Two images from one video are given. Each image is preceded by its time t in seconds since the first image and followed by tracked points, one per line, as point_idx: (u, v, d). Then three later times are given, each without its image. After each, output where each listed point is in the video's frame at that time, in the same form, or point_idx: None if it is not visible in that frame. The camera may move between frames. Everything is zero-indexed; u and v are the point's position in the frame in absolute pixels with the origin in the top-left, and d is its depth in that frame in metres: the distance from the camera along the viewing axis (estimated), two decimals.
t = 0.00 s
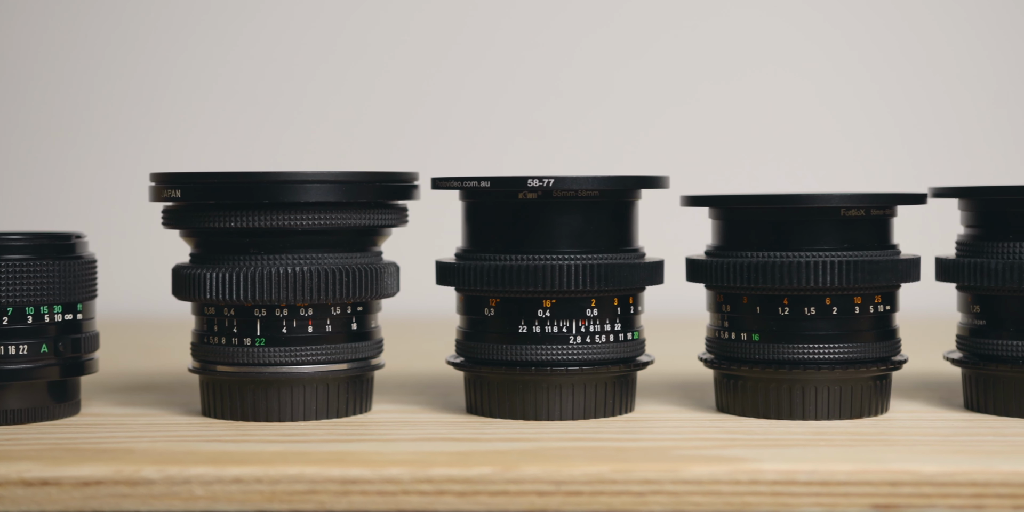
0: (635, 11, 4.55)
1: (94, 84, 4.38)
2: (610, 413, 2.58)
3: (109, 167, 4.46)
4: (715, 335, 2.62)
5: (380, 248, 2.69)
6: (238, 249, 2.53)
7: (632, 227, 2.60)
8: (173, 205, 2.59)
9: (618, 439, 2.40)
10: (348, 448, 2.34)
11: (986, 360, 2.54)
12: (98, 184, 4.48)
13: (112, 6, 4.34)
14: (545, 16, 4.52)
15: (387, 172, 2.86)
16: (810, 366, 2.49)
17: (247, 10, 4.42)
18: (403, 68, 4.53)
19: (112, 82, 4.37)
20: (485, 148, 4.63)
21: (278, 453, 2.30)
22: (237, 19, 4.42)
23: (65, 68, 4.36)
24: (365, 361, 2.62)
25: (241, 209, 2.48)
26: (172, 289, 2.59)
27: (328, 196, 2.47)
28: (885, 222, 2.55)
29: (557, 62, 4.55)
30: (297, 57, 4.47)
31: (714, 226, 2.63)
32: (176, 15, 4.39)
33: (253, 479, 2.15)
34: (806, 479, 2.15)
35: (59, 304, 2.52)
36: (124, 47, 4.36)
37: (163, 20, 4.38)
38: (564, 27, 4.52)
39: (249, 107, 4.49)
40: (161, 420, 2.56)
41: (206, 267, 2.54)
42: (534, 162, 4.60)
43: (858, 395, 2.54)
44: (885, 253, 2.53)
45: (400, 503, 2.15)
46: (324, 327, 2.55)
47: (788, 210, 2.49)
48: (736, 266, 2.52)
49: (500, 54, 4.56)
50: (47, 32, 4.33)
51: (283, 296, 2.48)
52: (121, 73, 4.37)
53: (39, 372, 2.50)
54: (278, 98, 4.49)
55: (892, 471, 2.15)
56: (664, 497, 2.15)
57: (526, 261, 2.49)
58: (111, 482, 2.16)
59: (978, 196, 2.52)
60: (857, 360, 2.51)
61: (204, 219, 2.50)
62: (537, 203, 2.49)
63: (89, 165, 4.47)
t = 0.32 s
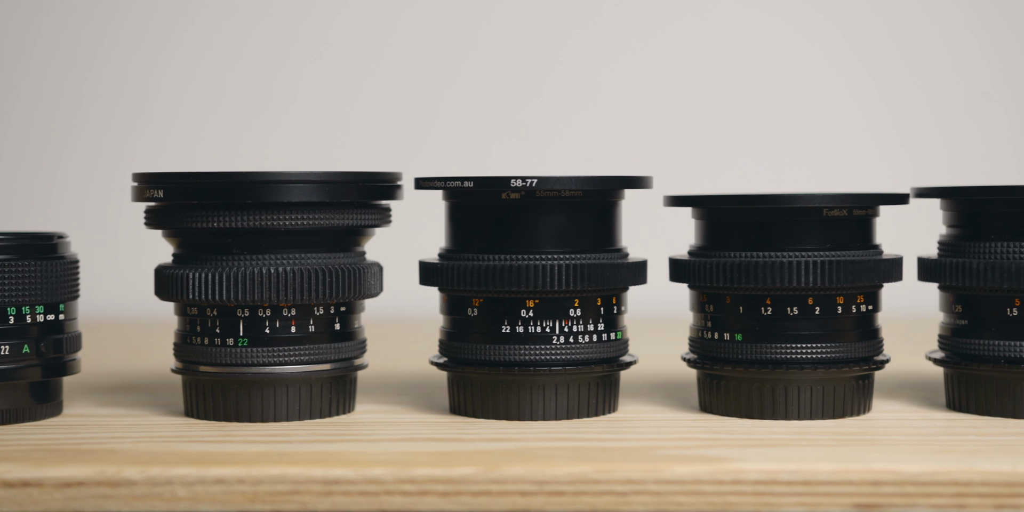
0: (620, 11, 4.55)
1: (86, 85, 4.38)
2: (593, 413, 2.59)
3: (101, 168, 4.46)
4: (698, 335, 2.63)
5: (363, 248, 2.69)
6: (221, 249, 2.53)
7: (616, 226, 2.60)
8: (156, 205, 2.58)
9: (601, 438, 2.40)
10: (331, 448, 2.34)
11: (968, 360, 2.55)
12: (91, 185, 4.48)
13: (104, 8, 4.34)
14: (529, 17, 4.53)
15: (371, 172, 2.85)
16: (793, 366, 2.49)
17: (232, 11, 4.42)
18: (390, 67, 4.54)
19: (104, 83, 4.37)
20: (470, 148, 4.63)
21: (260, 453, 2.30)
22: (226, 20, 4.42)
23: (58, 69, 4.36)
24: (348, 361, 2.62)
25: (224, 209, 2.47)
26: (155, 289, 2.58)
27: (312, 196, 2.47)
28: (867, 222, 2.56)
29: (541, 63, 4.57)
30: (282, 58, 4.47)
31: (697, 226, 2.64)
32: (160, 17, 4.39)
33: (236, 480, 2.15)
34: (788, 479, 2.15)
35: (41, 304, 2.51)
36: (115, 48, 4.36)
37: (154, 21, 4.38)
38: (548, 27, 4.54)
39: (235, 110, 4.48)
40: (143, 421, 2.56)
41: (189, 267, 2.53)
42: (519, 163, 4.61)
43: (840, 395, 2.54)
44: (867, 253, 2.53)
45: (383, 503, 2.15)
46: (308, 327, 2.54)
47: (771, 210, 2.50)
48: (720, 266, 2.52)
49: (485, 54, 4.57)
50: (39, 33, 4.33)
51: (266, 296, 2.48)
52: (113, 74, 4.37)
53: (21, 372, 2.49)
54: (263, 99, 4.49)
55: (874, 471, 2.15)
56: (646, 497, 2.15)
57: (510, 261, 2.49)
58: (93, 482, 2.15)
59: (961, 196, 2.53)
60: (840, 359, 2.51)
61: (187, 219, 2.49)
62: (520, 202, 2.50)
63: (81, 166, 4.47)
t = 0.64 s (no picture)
0: (604, 11, 4.57)
1: (79, 86, 4.39)
2: (576, 413, 2.59)
3: (92, 168, 4.45)
4: (681, 335, 2.63)
5: (345, 248, 2.69)
6: (203, 249, 2.52)
7: (598, 227, 2.61)
8: (137, 205, 2.57)
9: (583, 438, 2.40)
10: (313, 449, 2.34)
11: (949, 359, 2.55)
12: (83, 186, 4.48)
13: (97, 10, 4.34)
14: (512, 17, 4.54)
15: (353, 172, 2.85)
16: (775, 365, 2.49)
17: (213, 12, 4.42)
18: (376, 67, 4.55)
19: (96, 85, 4.38)
20: (453, 148, 4.63)
21: (242, 454, 2.29)
22: (215, 20, 4.41)
23: (51, 71, 4.37)
24: (331, 361, 2.62)
25: (205, 209, 2.47)
26: (137, 289, 2.58)
27: (293, 196, 2.46)
28: (849, 222, 2.56)
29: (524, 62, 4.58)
30: (266, 58, 4.47)
31: (680, 226, 2.64)
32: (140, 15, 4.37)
33: (217, 480, 2.15)
34: (770, 478, 2.15)
35: (22, 304, 2.51)
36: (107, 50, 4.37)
37: (138, 21, 4.37)
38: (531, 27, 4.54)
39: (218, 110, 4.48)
40: (125, 421, 2.55)
41: (170, 267, 2.53)
42: (503, 163, 4.61)
43: (822, 394, 2.55)
44: (849, 252, 2.54)
45: (365, 503, 2.15)
46: (290, 327, 2.54)
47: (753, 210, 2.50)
48: (702, 266, 2.52)
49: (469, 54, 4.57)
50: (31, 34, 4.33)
51: (248, 297, 2.47)
52: (102, 75, 4.37)
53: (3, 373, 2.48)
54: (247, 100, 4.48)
55: (855, 471, 2.15)
56: (629, 496, 2.15)
57: (492, 261, 2.49)
58: (73, 483, 2.14)
59: (942, 195, 2.54)
60: (822, 359, 2.52)
61: (168, 219, 2.49)
62: (503, 202, 2.50)
63: (71, 167, 4.46)
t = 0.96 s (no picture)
0: (588, 12, 4.57)
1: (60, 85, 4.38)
2: (559, 413, 2.59)
3: (73, 168, 4.44)
4: (663, 335, 2.63)
5: (327, 248, 2.68)
6: (184, 249, 2.52)
7: (581, 226, 2.61)
8: (119, 205, 2.57)
9: (565, 438, 2.40)
10: (295, 449, 2.33)
11: (930, 359, 2.56)
12: (76, 187, 4.48)
13: (81, 8, 4.34)
14: (496, 17, 4.54)
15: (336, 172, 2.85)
16: (757, 365, 2.50)
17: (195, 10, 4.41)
18: (359, 67, 4.55)
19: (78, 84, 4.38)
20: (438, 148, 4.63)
21: (223, 454, 2.29)
22: (206, 20, 4.40)
23: (45, 71, 4.36)
24: (313, 362, 2.62)
25: (187, 209, 2.46)
26: (118, 290, 2.57)
27: (275, 196, 2.46)
28: (831, 222, 2.57)
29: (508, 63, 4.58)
30: (249, 59, 4.47)
31: (662, 226, 2.64)
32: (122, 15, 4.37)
33: (198, 481, 2.14)
34: (751, 477, 2.15)
35: (4, 305, 2.50)
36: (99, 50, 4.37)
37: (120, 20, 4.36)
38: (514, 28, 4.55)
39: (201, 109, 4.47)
40: (107, 422, 2.54)
41: (152, 268, 2.52)
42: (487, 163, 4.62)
43: (804, 394, 2.55)
44: (831, 252, 2.54)
45: (346, 504, 2.14)
46: (272, 327, 2.54)
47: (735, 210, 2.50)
48: (684, 266, 2.53)
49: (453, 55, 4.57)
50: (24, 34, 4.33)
51: (230, 297, 2.47)
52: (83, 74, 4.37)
53: None
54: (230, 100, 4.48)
55: (836, 470, 2.16)
56: (610, 496, 2.15)
57: (474, 261, 2.49)
58: (53, 484, 2.14)
59: (922, 196, 2.54)
60: (804, 359, 2.52)
61: (150, 219, 2.48)
62: (485, 202, 2.50)
63: (61, 168, 4.46)
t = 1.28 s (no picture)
0: (571, 12, 4.58)
1: (38, 83, 4.37)
2: (540, 413, 2.59)
3: (52, 166, 4.43)
4: (645, 335, 2.63)
5: (309, 248, 2.68)
6: (165, 249, 2.51)
7: (562, 226, 2.61)
8: (99, 205, 2.56)
9: (546, 438, 2.40)
10: (275, 449, 2.33)
11: (911, 358, 2.57)
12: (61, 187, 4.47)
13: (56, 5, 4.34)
14: (479, 18, 4.55)
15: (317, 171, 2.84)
16: (738, 365, 2.50)
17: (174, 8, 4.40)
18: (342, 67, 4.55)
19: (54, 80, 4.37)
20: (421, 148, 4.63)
21: (204, 454, 2.28)
22: (196, 20, 4.40)
23: (38, 72, 4.37)
24: (294, 362, 2.61)
25: (168, 208, 2.46)
26: (99, 290, 2.57)
27: (256, 196, 2.46)
28: (812, 222, 2.58)
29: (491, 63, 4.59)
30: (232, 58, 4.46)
31: (644, 226, 2.64)
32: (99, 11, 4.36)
33: (179, 481, 2.13)
34: (732, 477, 2.15)
35: None
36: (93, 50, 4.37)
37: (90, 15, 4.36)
38: (497, 29, 4.55)
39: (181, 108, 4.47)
40: (86, 423, 2.54)
41: (132, 268, 2.52)
42: (470, 163, 4.62)
43: (785, 394, 2.56)
44: (812, 252, 2.55)
45: (327, 504, 2.14)
46: (253, 328, 2.53)
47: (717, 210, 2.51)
48: (665, 265, 2.53)
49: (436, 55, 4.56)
50: (17, 35, 4.33)
51: (211, 297, 2.46)
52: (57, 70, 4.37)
53: None
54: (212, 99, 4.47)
55: (816, 469, 2.16)
56: (591, 496, 2.15)
57: (455, 261, 2.49)
58: (32, 485, 2.13)
59: (904, 196, 2.55)
60: (785, 358, 2.53)
61: (130, 219, 2.48)
62: (466, 202, 2.49)
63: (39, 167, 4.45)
